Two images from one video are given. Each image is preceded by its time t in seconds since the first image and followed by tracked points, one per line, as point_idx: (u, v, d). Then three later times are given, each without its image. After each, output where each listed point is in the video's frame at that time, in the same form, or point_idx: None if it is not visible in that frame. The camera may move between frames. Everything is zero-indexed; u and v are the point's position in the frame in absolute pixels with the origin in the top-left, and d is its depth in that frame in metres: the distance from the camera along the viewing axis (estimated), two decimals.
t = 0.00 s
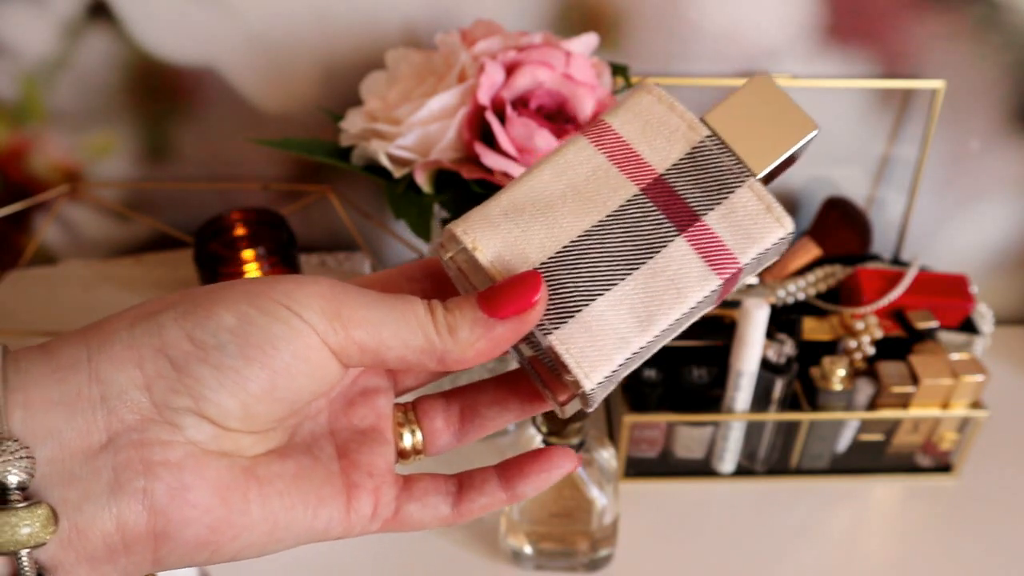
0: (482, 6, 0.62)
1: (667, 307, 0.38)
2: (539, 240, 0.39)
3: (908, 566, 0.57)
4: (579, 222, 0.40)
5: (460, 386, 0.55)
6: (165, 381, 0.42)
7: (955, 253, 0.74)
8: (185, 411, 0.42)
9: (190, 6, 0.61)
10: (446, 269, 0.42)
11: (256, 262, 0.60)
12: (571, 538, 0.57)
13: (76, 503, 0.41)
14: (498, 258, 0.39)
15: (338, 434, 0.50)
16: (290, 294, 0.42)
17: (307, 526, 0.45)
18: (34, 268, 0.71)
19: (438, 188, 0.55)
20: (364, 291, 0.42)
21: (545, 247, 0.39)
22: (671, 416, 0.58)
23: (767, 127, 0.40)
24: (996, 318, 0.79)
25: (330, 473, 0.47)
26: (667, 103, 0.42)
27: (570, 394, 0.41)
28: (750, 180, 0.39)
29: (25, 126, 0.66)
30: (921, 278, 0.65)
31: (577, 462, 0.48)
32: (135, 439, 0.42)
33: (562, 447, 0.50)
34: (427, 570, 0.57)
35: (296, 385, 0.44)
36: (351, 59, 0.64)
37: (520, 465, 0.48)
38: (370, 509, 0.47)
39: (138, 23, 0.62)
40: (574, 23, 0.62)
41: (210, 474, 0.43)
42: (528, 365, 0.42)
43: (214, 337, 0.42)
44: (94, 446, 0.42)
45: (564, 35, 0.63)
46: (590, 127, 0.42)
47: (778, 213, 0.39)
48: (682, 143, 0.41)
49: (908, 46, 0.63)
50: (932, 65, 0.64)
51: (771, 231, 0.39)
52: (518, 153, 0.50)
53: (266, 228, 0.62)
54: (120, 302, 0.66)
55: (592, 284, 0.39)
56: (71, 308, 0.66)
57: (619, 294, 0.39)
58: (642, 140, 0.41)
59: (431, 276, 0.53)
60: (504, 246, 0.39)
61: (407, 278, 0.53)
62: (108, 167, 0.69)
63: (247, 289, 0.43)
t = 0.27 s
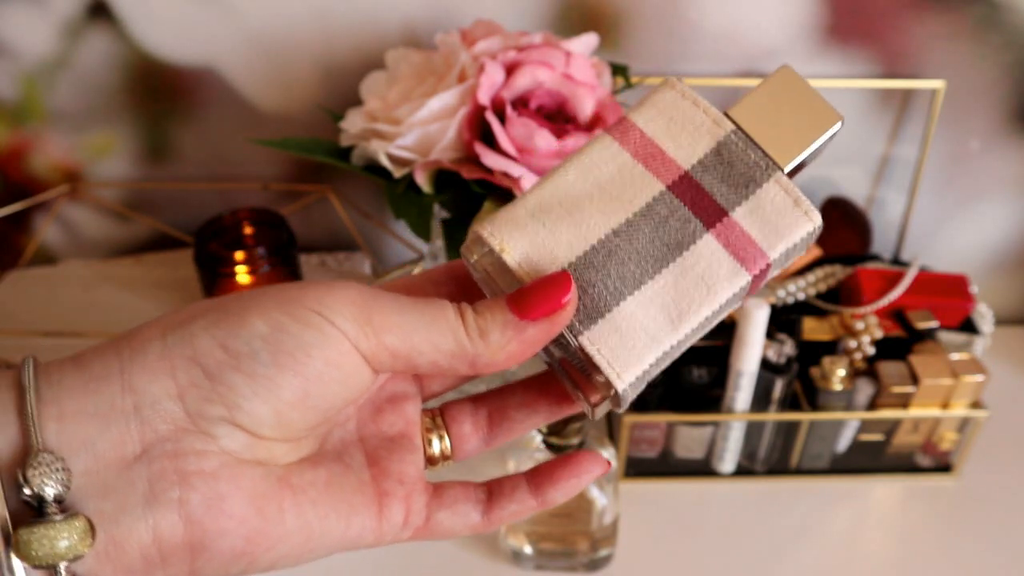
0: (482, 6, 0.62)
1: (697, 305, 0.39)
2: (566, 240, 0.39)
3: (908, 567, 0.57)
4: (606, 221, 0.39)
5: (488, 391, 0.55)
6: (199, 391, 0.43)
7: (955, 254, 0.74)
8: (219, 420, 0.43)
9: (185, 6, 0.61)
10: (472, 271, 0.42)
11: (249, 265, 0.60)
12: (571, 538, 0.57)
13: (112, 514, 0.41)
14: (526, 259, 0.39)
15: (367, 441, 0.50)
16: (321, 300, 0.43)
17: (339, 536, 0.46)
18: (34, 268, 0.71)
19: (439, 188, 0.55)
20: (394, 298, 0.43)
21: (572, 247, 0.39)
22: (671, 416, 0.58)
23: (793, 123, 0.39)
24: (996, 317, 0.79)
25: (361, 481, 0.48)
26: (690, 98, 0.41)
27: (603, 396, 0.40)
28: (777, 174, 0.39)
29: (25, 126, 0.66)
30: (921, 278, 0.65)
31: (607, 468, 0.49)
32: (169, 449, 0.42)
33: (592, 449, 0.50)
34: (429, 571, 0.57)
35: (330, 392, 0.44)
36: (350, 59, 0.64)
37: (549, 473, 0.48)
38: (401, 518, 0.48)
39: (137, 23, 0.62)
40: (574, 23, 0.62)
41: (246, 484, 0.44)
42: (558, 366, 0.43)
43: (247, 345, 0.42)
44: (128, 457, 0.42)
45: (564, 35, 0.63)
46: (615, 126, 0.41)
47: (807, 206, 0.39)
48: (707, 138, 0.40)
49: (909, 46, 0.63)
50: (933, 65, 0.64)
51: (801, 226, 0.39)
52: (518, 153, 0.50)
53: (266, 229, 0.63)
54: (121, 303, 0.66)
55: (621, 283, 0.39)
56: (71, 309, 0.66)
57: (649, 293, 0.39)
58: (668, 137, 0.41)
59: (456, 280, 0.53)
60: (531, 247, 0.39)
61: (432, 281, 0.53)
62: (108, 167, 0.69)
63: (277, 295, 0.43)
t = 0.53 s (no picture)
0: (482, 6, 0.62)
1: (695, 334, 0.38)
2: (566, 266, 0.40)
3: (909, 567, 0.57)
4: (606, 248, 0.40)
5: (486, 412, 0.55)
6: (195, 418, 0.43)
7: (955, 254, 0.74)
8: (215, 446, 0.44)
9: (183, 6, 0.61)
10: (472, 295, 0.42)
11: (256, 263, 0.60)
12: (571, 538, 0.56)
13: (109, 540, 0.42)
14: (524, 285, 0.40)
15: (364, 462, 0.51)
16: (317, 326, 0.43)
17: (336, 557, 0.47)
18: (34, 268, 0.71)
19: (438, 188, 0.55)
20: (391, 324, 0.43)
21: (572, 274, 0.40)
22: (671, 416, 0.58)
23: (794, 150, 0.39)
24: (997, 318, 0.79)
25: (358, 502, 0.48)
26: (693, 124, 0.41)
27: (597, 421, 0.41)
28: (777, 202, 0.39)
29: (25, 126, 0.66)
30: (922, 278, 0.65)
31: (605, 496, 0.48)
32: (166, 475, 0.43)
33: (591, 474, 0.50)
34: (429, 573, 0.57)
35: (326, 420, 0.45)
36: (350, 57, 0.64)
37: (546, 497, 0.48)
38: (397, 540, 0.48)
39: (137, 22, 0.62)
40: (574, 23, 0.62)
41: (240, 509, 0.44)
42: (555, 391, 0.43)
43: (245, 372, 0.43)
44: (125, 483, 0.43)
45: (564, 34, 0.63)
46: (616, 151, 0.42)
47: (807, 235, 0.39)
48: (708, 165, 0.40)
49: (908, 46, 0.63)
50: (933, 64, 0.64)
51: (800, 255, 0.39)
52: (518, 154, 0.50)
53: (266, 229, 0.63)
54: (121, 303, 0.66)
55: (620, 310, 0.39)
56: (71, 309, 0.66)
57: (647, 320, 0.39)
58: (669, 162, 0.41)
59: (456, 302, 0.53)
60: (530, 273, 0.40)
61: (431, 301, 0.53)
62: (108, 167, 0.69)
63: (275, 321, 0.43)
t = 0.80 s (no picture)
0: (482, 6, 0.62)
1: (683, 325, 0.39)
2: (555, 259, 0.39)
3: (909, 567, 0.57)
4: (595, 240, 0.40)
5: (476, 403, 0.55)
6: (185, 406, 0.43)
7: (955, 254, 0.74)
8: (204, 434, 0.44)
9: None
10: (462, 287, 0.42)
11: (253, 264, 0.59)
12: (571, 538, 0.56)
13: (98, 528, 0.42)
14: (514, 277, 0.39)
15: (355, 451, 0.51)
16: (306, 315, 0.43)
17: (325, 547, 0.47)
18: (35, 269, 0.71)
19: (438, 188, 0.55)
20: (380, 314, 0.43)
21: (561, 266, 0.39)
22: (671, 415, 0.58)
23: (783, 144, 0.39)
24: (997, 318, 0.79)
25: (346, 493, 0.49)
26: (682, 117, 0.41)
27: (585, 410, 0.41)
28: (766, 195, 0.39)
29: (25, 126, 0.66)
30: (922, 278, 0.65)
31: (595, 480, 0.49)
32: (155, 463, 0.43)
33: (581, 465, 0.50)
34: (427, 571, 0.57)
35: (314, 407, 0.45)
36: (351, 58, 0.64)
37: (536, 487, 0.48)
38: (386, 529, 0.49)
39: (137, 22, 0.62)
40: (574, 23, 0.62)
41: (229, 497, 0.44)
42: (543, 381, 0.42)
43: (233, 360, 0.43)
44: (113, 471, 0.43)
45: (564, 35, 0.63)
46: (606, 144, 0.41)
47: (795, 228, 0.39)
48: (698, 158, 0.40)
49: (908, 46, 0.63)
50: (933, 64, 0.64)
51: (787, 247, 0.39)
52: (518, 153, 0.50)
53: (267, 229, 0.63)
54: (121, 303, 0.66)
55: (609, 302, 0.39)
56: (71, 309, 0.66)
57: (635, 311, 0.39)
58: (658, 155, 0.40)
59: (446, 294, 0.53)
60: (519, 265, 0.39)
61: (420, 295, 0.53)
62: (108, 167, 0.69)
63: (265, 312, 0.44)
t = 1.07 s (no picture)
0: (482, 6, 0.62)
1: (654, 316, 0.39)
2: (532, 255, 0.40)
3: (910, 567, 0.57)
4: (569, 237, 0.40)
5: (459, 396, 0.56)
6: (180, 397, 0.43)
7: (955, 253, 0.74)
8: (199, 424, 0.43)
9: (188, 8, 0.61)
10: (443, 283, 0.42)
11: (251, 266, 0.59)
12: (571, 538, 0.56)
13: (98, 514, 0.42)
14: (493, 272, 0.40)
15: (341, 445, 0.51)
16: (296, 310, 0.43)
17: (316, 533, 0.47)
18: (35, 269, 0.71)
19: (438, 188, 0.55)
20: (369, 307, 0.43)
21: (539, 260, 0.40)
22: (671, 416, 0.58)
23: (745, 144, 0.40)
24: (996, 318, 0.79)
25: (335, 482, 0.48)
26: (652, 119, 0.42)
27: (565, 402, 0.40)
28: (732, 193, 0.40)
29: (27, 125, 0.66)
30: (922, 278, 0.65)
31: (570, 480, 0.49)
32: (151, 452, 0.43)
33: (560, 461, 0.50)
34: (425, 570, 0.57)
35: (303, 400, 0.45)
36: (351, 58, 0.64)
37: (515, 480, 0.48)
38: (374, 518, 0.48)
39: (137, 21, 0.62)
40: (574, 22, 0.62)
41: (225, 486, 0.44)
42: (523, 373, 0.42)
43: (226, 353, 0.43)
44: (112, 460, 0.43)
45: (564, 34, 0.63)
46: (580, 145, 0.42)
47: (760, 223, 0.39)
48: (667, 158, 0.41)
49: (909, 46, 0.63)
50: (933, 64, 0.64)
51: (754, 242, 0.39)
52: (518, 153, 0.50)
53: (266, 229, 0.63)
54: (121, 303, 0.66)
55: (582, 295, 0.39)
56: (73, 308, 0.66)
57: (609, 304, 0.39)
58: (630, 155, 0.41)
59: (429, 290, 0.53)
60: (498, 261, 0.40)
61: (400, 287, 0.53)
62: (108, 167, 0.69)
63: (259, 306, 0.43)
